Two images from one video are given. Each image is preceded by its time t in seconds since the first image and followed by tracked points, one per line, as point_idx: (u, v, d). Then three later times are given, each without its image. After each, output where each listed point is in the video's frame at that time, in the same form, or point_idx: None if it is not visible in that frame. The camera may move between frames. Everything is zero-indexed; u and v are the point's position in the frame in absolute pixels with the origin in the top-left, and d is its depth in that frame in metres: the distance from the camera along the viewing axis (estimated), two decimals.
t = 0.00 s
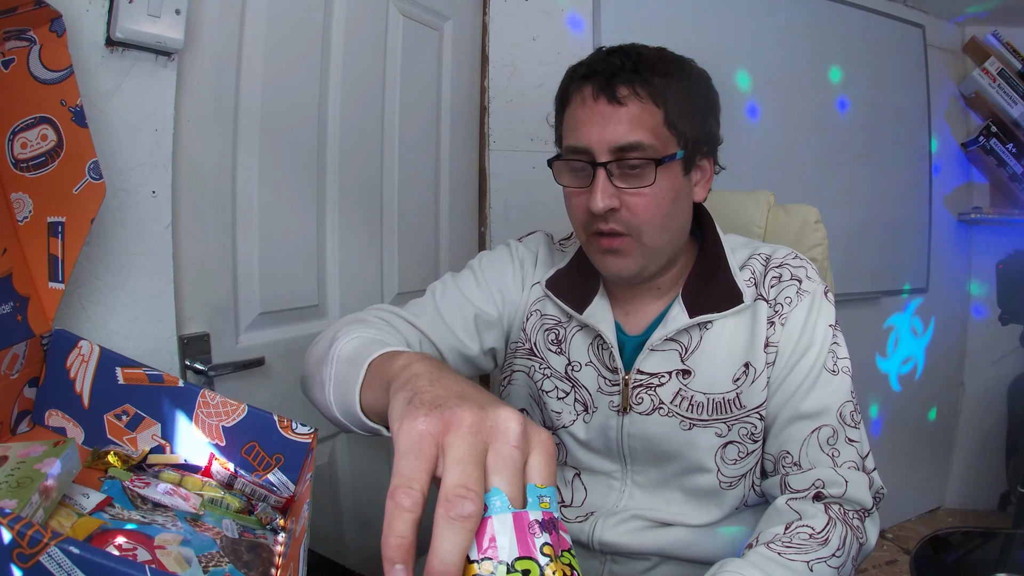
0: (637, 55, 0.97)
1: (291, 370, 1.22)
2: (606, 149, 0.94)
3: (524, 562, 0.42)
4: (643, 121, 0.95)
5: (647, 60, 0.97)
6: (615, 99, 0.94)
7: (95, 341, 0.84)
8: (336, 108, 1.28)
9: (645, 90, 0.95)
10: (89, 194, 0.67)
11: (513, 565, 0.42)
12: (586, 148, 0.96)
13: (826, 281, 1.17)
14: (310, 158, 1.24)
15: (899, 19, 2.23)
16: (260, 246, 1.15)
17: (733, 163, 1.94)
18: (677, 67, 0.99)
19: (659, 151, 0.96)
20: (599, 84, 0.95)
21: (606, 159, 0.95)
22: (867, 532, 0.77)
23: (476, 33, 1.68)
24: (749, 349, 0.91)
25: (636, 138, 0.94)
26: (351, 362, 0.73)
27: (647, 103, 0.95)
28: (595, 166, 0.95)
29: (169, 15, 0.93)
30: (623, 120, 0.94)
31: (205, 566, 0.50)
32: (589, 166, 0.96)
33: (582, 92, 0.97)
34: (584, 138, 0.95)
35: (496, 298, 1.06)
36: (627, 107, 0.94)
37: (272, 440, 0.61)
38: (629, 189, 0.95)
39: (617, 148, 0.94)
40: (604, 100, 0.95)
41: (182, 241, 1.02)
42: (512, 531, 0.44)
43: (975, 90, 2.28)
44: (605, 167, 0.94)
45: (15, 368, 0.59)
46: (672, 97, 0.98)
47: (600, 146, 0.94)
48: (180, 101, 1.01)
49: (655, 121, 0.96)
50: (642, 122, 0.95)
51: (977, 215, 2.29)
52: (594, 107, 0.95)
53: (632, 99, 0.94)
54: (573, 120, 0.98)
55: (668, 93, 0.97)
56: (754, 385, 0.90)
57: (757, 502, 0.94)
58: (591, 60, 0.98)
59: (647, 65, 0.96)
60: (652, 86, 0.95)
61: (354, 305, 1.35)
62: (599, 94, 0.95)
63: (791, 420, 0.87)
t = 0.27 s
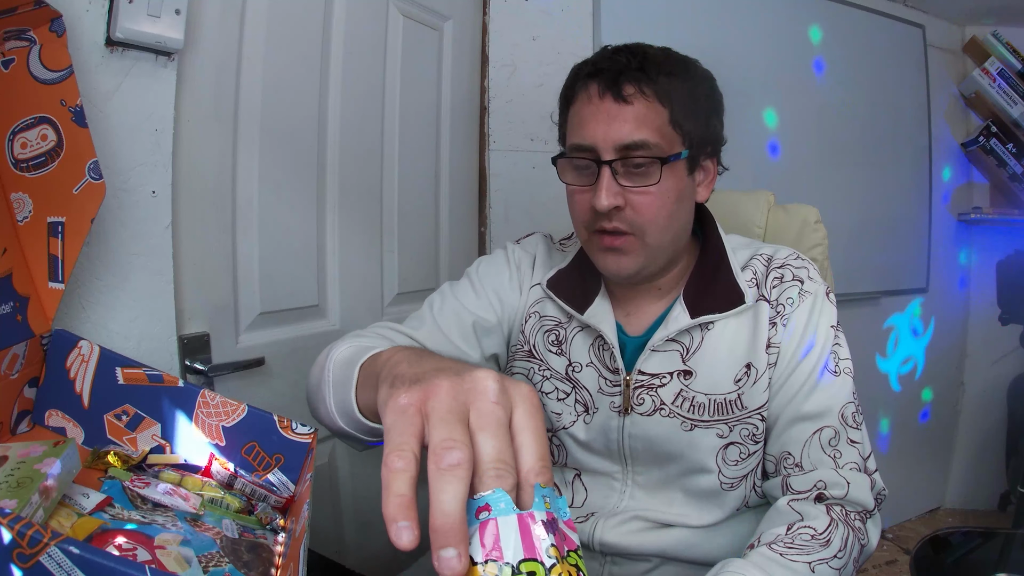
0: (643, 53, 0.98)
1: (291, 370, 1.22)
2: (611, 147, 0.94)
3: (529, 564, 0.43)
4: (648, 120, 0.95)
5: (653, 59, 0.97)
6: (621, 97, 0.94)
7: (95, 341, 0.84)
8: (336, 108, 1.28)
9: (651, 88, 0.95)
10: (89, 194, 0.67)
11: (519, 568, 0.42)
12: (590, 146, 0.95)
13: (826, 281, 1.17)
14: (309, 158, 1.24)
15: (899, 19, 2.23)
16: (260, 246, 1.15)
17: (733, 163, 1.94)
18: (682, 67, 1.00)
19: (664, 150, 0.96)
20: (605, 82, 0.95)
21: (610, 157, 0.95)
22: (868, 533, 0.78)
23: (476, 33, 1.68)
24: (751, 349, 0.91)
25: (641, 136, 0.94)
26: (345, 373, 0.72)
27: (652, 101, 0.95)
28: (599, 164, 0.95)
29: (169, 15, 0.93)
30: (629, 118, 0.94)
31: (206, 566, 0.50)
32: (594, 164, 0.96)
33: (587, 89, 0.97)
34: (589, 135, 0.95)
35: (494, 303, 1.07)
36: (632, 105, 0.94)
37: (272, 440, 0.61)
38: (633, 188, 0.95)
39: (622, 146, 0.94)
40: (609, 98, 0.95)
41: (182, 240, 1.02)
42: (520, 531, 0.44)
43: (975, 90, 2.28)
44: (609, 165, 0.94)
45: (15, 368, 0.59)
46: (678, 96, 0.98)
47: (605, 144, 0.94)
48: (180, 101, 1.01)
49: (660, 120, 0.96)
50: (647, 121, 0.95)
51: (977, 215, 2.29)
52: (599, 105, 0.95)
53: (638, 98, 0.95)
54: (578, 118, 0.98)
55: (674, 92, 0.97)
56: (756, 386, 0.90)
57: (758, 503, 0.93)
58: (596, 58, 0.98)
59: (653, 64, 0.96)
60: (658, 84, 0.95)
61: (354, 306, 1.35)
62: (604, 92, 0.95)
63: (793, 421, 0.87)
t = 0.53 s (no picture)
0: (650, 53, 0.98)
1: (291, 370, 1.22)
2: (617, 146, 0.94)
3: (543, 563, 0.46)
4: (655, 119, 0.94)
5: (662, 58, 0.97)
6: (629, 96, 0.94)
7: (95, 341, 0.84)
8: (336, 107, 1.28)
9: (658, 88, 0.95)
10: (90, 194, 0.67)
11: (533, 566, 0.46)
12: (597, 144, 0.95)
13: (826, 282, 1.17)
14: (310, 158, 1.24)
15: (899, 19, 2.23)
16: (260, 246, 1.15)
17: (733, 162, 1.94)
18: (689, 68, 1.00)
19: (671, 149, 0.96)
20: (613, 80, 0.95)
21: (617, 156, 0.95)
22: (869, 535, 0.77)
23: (476, 33, 1.68)
24: (753, 350, 0.91)
25: (648, 135, 0.94)
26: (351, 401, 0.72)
27: (660, 100, 0.95)
28: (605, 162, 0.95)
29: (169, 15, 0.93)
30: (636, 117, 0.94)
31: (206, 566, 0.50)
32: (600, 162, 0.95)
33: (595, 87, 0.97)
34: (596, 133, 0.95)
35: (496, 316, 1.06)
36: (640, 104, 0.94)
37: (272, 440, 0.61)
38: (639, 187, 0.94)
39: (628, 145, 0.94)
40: (617, 96, 0.94)
41: (182, 240, 1.02)
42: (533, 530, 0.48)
43: (975, 90, 2.28)
44: (615, 163, 0.94)
45: (15, 368, 0.59)
46: (684, 96, 0.98)
47: (612, 142, 0.94)
48: (180, 101, 1.01)
49: (667, 119, 0.95)
50: (654, 120, 0.94)
51: (977, 215, 2.29)
52: (606, 103, 0.95)
53: (646, 97, 0.94)
54: (585, 115, 0.97)
55: (681, 92, 0.97)
56: (758, 387, 0.90)
57: (759, 504, 0.93)
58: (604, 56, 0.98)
59: (662, 63, 0.96)
60: (665, 84, 0.95)
61: (354, 305, 1.35)
62: (612, 90, 0.95)
63: (794, 422, 0.87)
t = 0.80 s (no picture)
0: (661, 50, 0.99)
1: (291, 370, 1.22)
2: (625, 139, 0.95)
3: (546, 563, 0.62)
4: (663, 113, 0.95)
5: (671, 55, 0.98)
6: (638, 90, 0.95)
7: (95, 341, 0.84)
8: (336, 108, 1.28)
9: (668, 84, 0.96)
10: (89, 194, 0.67)
11: (536, 565, 0.62)
12: (604, 136, 0.96)
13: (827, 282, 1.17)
14: (310, 159, 1.24)
15: (899, 19, 2.23)
16: (260, 246, 1.15)
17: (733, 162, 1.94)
18: (698, 68, 1.01)
19: (678, 145, 0.96)
20: (623, 75, 0.96)
21: (623, 148, 0.95)
22: (870, 535, 0.78)
23: (476, 33, 1.68)
24: (755, 350, 0.91)
25: (656, 130, 0.94)
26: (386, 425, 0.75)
27: (668, 96, 0.96)
28: (612, 155, 0.95)
29: (169, 15, 0.93)
30: (644, 111, 0.94)
31: (206, 566, 0.50)
32: (606, 155, 0.96)
33: (605, 81, 0.98)
34: (604, 125, 0.96)
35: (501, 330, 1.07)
36: (648, 98, 0.95)
37: (273, 440, 0.61)
38: (645, 180, 0.94)
39: (636, 138, 0.94)
40: (627, 90, 0.95)
41: (182, 240, 1.02)
42: (529, 532, 0.64)
43: (975, 90, 2.28)
44: (622, 156, 0.94)
45: (15, 368, 0.59)
46: (693, 94, 0.98)
47: (619, 135, 0.94)
48: (180, 101, 1.01)
49: (675, 115, 0.96)
50: (662, 115, 0.95)
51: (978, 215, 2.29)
52: (615, 96, 0.96)
53: (655, 91, 0.95)
54: (594, 108, 0.98)
55: (689, 89, 0.98)
56: (760, 387, 0.90)
57: (759, 504, 0.93)
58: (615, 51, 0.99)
59: (671, 59, 0.97)
60: (674, 80, 0.96)
61: (354, 306, 1.35)
62: (622, 84, 0.96)
63: (796, 423, 0.86)
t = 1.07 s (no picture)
0: (675, 46, 1.02)
1: (291, 370, 1.22)
2: (633, 120, 0.95)
3: (546, 566, 0.62)
4: (672, 100, 0.97)
5: (683, 51, 1.01)
6: (650, 76, 0.97)
7: (95, 341, 0.84)
8: (336, 108, 1.28)
9: (678, 73, 0.98)
10: (89, 194, 0.67)
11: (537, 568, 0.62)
12: (613, 116, 0.96)
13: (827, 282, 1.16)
14: (310, 159, 1.24)
15: (900, 19, 2.23)
16: (260, 246, 1.15)
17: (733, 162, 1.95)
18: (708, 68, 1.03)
19: (686, 131, 0.96)
20: (636, 62, 0.99)
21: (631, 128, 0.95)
22: (870, 536, 0.78)
23: (476, 33, 1.68)
24: (756, 351, 0.91)
25: (664, 112, 0.96)
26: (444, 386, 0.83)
27: (678, 85, 0.98)
28: (619, 134, 0.95)
29: (169, 15, 0.93)
30: (655, 94, 0.96)
31: (206, 566, 0.50)
32: (614, 135, 0.96)
33: (619, 68, 1.00)
34: (614, 106, 0.97)
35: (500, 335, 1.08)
36: (660, 84, 0.97)
37: (272, 440, 0.61)
38: (651, 159, 0.94)
39: (644, 120, 0.95)
40: (639, 75, 0.98)
41: (182, 241, 1.02)
42: (530, 535, 0.64)
43: (975, 90, 2.28)
44: (628, 134, 0.94)
45: (14, 368, 0.59)
46: (701, 88, 1.01)
47: (628, 114, 0.95)
48: (180, 101, 1.01)
49: (684, 104, 0.98)
50: (672, 101, 0.97)
51: (977, 215, 2.29)
52: (627, 80, 0.98)
53: (666, 79, 0.98)
54: (606, 93, 0.99)
55: (698, 83, 1.00)
56: (760, 387, 0.90)
57: (760, 504, 0.94)
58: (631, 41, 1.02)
59: (684, 54, 1.00)
60: (685, 70, 0.99)
61: (355, 305, 1.35)
62: (635, 70, 0.98)
63: (796, 423, 0.86)
